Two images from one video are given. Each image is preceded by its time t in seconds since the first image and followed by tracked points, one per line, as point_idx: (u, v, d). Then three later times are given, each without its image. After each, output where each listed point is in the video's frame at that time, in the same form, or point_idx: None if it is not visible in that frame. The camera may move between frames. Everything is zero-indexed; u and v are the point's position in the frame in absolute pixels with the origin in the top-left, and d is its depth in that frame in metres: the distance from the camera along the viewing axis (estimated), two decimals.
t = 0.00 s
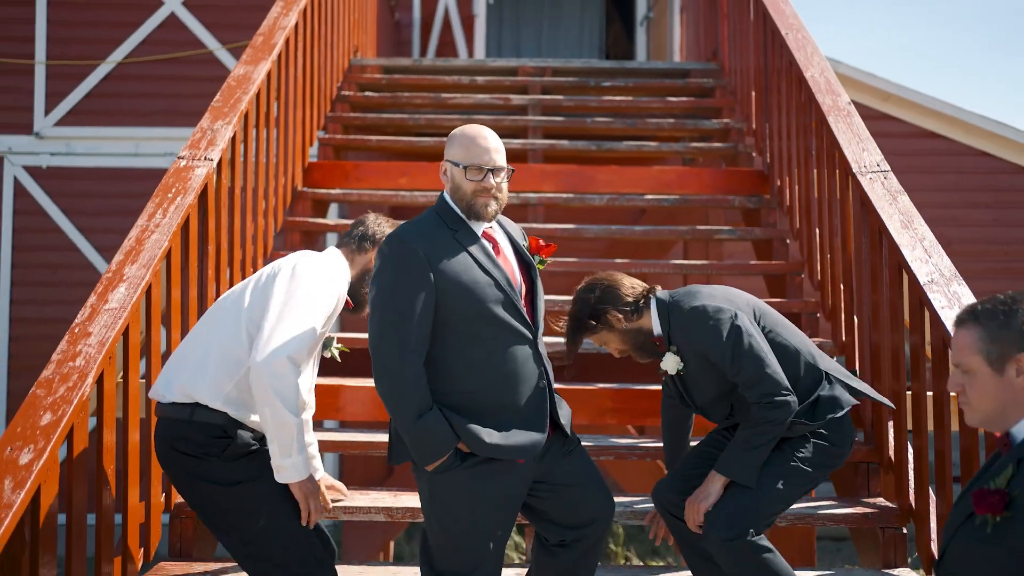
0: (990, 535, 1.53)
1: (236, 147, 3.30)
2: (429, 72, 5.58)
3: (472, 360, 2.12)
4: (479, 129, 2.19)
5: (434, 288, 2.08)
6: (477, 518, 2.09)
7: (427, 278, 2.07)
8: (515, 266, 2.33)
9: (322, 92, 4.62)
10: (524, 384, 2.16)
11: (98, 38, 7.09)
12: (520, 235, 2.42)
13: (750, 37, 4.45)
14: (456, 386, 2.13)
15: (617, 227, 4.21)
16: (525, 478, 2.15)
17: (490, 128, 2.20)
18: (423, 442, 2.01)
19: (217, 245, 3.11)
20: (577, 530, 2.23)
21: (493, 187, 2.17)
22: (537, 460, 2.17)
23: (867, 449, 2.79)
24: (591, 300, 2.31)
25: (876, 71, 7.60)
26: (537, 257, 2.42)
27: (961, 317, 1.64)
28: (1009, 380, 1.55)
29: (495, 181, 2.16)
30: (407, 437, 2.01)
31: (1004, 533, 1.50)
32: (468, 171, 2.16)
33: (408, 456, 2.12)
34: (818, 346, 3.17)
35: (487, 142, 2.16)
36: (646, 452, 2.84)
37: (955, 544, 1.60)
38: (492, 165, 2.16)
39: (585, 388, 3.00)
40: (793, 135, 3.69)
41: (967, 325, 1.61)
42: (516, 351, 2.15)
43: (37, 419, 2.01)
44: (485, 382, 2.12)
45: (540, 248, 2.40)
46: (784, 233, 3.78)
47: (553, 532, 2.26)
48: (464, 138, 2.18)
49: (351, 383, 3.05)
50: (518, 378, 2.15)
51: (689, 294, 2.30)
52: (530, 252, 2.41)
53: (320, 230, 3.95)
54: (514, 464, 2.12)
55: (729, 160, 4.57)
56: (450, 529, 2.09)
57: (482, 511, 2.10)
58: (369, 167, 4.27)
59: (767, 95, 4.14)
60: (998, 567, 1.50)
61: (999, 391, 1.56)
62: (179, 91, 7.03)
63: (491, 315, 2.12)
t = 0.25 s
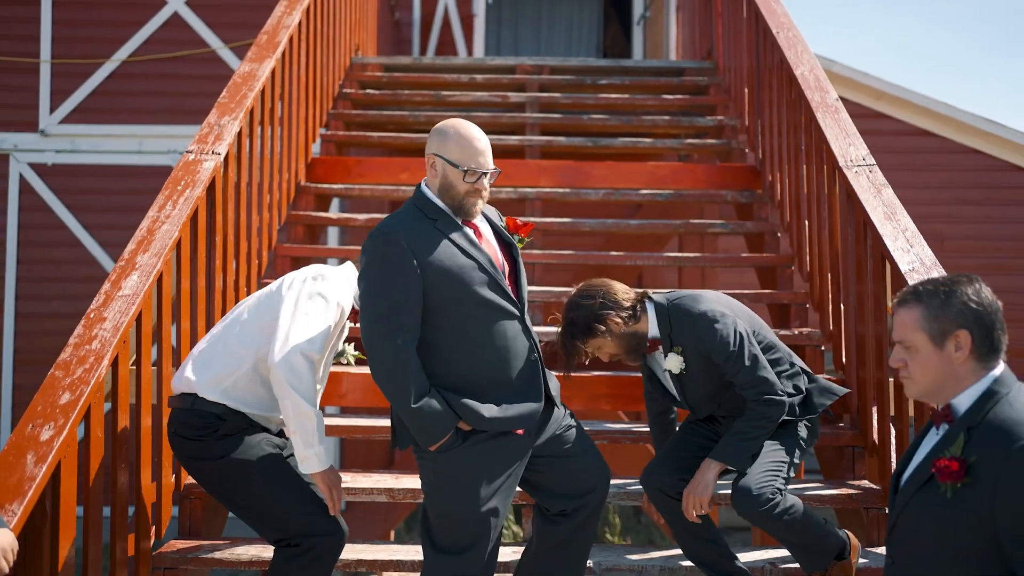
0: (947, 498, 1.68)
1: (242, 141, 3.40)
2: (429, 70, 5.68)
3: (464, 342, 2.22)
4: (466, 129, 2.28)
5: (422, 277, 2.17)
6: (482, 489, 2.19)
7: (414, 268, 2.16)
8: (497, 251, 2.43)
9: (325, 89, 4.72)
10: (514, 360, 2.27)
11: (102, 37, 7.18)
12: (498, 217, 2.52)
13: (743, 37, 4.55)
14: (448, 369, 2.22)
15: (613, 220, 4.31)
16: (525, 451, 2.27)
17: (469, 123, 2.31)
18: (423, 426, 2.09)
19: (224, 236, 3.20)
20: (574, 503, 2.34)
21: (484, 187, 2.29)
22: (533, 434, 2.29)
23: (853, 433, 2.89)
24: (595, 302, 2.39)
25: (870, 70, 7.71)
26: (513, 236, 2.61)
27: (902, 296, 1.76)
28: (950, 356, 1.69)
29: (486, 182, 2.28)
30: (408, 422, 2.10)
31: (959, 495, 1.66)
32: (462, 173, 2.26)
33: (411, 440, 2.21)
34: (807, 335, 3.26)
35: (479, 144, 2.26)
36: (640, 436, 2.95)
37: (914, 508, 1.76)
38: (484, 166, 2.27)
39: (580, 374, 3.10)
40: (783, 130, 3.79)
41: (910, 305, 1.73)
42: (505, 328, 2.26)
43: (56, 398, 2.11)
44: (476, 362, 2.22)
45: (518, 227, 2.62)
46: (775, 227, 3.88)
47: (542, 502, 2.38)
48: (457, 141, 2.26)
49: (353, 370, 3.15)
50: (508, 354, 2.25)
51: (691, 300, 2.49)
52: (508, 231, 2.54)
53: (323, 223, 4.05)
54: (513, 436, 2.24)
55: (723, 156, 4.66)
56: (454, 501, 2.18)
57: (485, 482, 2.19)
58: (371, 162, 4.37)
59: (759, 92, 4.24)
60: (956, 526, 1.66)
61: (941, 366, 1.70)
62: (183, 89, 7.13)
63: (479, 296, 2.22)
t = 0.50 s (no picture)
0: (900, 469, 1.83)
1: (246, 140, 3.50)
2: (428, 71, 5.77)
3: (454, 335, 2.32)
4: (475, 137, 2.35)
5: (417, 274, 2.26)
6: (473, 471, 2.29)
7: (409, 265, 2.25)
8: (488, 245, 2.53)
9: (326, 90, 4.82)
10: (501, 350, 2.38)
11: (105, 38, 7.28)
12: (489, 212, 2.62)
13: (735, 39, 4.66)
14: (439, 360, 2.32)
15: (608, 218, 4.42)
16: (510, 435, 2.39)
17: (474, 127, 2.38)
18: (418, 416, 2.18)
19: (230, 233, 3.30)
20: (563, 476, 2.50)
21: (490, 195, 2.41)
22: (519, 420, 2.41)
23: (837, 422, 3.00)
24: (617, 307, 2.53)
25: (863, 71, 7.82)
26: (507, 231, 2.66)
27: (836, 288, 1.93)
28: (880, 344, 1.88)
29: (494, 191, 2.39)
30: (402, 413, 2.19)
31: (910, 464, 1.81)
32: (474, 184, 2.35)
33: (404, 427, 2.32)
34: (794, 329, 3.37)
35: (490, 156, 2.35)
36: (631, 425, 3.06)
37: (865, 482, 1.91)
38: (493, 177, 2.37)
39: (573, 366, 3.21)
40: (773, 131, 3.89)
41: (842, 296, 1.91)
42: (494, 321, 2.37)
43: (72, 384, 2.22)
44: (466, 354, 2.32)
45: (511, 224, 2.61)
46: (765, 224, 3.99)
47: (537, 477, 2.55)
48: (469, 153, 2.33)
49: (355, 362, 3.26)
50: (496, 346, 2.36)
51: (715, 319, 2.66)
52: (500, 225, 2.62)
53: (325, 220, 4.15)
54: (499, 422, 2.35)
55: (715, 155, 4.77)
56: (447, 483, 2.29)
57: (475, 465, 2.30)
58: (371, 161, 4.47)
59: (750, 92, 4.34)
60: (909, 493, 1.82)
61: (872, 351, 1.88)
62: (185, 89, 7.23)
63: (469, 293, 2.32)
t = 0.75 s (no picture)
0: (863, 435, 1.95)
1: (250, 142, 3.59)
2: (427, 73, 5.86)
3: (459, 335, 2.43)
4: (497, 149, 2.44)
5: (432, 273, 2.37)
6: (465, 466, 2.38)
7: (426, 263, 2.35)
8: (497, 252, 2.64)
9: (327, 92, 4.91)
10: (499, 354, 2.48)
11: (108, 40, 7.37)
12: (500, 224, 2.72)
13: (728, 42, 4.77)
14: (441, 358, 2.42)
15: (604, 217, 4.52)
16: (498, 437, 2.46)
17: (496, 138, 2.46)
18: (417, 409, 2.28)
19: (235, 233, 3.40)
20: (551, 478, 2.53)
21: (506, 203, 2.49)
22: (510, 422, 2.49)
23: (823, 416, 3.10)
24: (653, 294, 2.63)
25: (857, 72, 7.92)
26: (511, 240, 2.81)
27: (784, 278, 2.07)
28: (828, 329, 2.03)
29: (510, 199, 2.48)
30: (402, 403, 2.28)
31: (872, 429, 1.94)
32: (493, 191, 2.44)
33: (401, 416, 2.41)
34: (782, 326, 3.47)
35: (511, 166, 2.44)
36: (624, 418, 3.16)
37: (833, 453, 2.00)
38: (511, 186, 2.46)
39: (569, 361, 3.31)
40: (764, 133, 3.99)
41: (793, 286, 2.04)
42: (496, 327, 2.48)
43: (86, 377, 2.32)
44: (468, 355, 2.43)
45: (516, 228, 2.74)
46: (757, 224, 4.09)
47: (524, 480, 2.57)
48: (491, 163, 2.42)
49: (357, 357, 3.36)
50: (496, 350, 2.47)
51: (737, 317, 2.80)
52: (506, 233, 2.74)
53: (326, 220, 4.24)
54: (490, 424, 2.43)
55: (708, 156, 4.87)
56: (441, 476, 2.38)
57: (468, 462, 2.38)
58: (371, 163, 4.57)
59: (742, 94, 4.44)
60: (874, 456, 1.94)
61: (824, 333, 2.02)
62: (188, 91, 7.33)
63: (478, 298, 2.43)
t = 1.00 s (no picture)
0: (860, 434, 2.01)
1: (256, 143, 3.69)
2: (427, 74, 5.96)
3: (466, 331, 2.53)
4: (525, 159, 2.53)
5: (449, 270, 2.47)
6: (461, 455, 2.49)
7: (445, 259, 2.45)
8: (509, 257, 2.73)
9: (329, 93, 5.01)
10: (501, 353, 2.58)
11: (112, 42, 7.47)
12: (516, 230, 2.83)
13: (721, 44, 4.88)
14: (447, 351, 2.53)
15: (600, 216, 4.62)
16: (490, 427, 2.57)
17: (524, 147, 2.56)
18: (419, 396, 2.37)
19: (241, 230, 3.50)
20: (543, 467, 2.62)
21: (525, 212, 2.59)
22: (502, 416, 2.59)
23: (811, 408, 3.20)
24: (691, 269, 2.78)
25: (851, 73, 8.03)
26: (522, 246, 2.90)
27: (796, 281, 2.11)
28: (834, 329, 2.09)
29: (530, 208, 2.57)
30: (405, 388, 2.38)
31: (869, 429, 2.00)
32: (516, 198, 2.53)
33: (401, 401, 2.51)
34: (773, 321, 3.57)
35: (535, 177, 2.53)
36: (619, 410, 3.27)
37: (831, 453, 2.07)
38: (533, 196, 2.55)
39: (566, 356, 3.42)
40: (756, 134, 4.09)
41: (804, 287, 2.08)
42: (500, 329, 2.57)
43: (101, 368, 2.42)
44: (470, 352, 2.53)
45: (529, 239, 2.75)
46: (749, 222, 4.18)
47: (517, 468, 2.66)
48: (518, 172, 2.51)
49: (361, 352, 3.46)
50: (499, 350, 2.57)
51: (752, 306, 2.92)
52: (520, 242, 2.78)
53: (328, 219, 4.34)
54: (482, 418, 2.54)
55: (703, 156, 4.97)
56: (438, 463, 2.48)
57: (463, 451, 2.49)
58: (373, 162, 4.67)
59: (736, 95, 4.54)
60: (870, 456, 2.00)
61: (834, 335, 2.09)
62: (190, 92, 7.42)
63: (489, 299, 2.53)
